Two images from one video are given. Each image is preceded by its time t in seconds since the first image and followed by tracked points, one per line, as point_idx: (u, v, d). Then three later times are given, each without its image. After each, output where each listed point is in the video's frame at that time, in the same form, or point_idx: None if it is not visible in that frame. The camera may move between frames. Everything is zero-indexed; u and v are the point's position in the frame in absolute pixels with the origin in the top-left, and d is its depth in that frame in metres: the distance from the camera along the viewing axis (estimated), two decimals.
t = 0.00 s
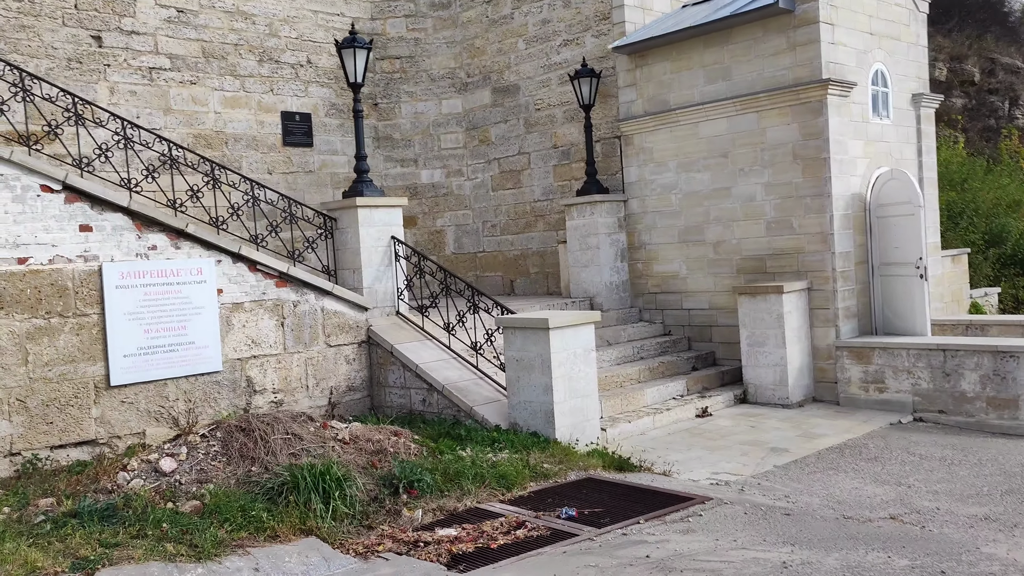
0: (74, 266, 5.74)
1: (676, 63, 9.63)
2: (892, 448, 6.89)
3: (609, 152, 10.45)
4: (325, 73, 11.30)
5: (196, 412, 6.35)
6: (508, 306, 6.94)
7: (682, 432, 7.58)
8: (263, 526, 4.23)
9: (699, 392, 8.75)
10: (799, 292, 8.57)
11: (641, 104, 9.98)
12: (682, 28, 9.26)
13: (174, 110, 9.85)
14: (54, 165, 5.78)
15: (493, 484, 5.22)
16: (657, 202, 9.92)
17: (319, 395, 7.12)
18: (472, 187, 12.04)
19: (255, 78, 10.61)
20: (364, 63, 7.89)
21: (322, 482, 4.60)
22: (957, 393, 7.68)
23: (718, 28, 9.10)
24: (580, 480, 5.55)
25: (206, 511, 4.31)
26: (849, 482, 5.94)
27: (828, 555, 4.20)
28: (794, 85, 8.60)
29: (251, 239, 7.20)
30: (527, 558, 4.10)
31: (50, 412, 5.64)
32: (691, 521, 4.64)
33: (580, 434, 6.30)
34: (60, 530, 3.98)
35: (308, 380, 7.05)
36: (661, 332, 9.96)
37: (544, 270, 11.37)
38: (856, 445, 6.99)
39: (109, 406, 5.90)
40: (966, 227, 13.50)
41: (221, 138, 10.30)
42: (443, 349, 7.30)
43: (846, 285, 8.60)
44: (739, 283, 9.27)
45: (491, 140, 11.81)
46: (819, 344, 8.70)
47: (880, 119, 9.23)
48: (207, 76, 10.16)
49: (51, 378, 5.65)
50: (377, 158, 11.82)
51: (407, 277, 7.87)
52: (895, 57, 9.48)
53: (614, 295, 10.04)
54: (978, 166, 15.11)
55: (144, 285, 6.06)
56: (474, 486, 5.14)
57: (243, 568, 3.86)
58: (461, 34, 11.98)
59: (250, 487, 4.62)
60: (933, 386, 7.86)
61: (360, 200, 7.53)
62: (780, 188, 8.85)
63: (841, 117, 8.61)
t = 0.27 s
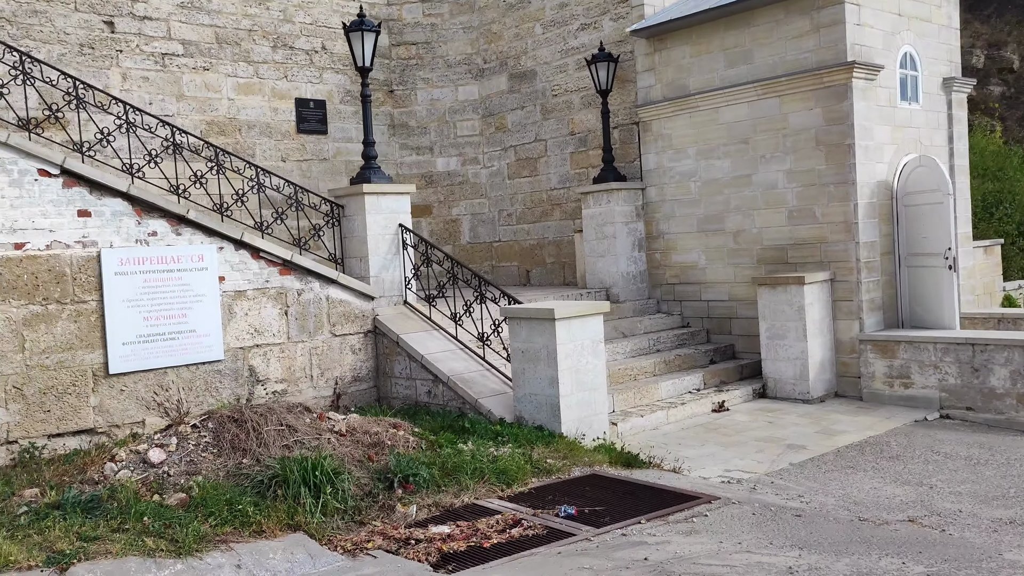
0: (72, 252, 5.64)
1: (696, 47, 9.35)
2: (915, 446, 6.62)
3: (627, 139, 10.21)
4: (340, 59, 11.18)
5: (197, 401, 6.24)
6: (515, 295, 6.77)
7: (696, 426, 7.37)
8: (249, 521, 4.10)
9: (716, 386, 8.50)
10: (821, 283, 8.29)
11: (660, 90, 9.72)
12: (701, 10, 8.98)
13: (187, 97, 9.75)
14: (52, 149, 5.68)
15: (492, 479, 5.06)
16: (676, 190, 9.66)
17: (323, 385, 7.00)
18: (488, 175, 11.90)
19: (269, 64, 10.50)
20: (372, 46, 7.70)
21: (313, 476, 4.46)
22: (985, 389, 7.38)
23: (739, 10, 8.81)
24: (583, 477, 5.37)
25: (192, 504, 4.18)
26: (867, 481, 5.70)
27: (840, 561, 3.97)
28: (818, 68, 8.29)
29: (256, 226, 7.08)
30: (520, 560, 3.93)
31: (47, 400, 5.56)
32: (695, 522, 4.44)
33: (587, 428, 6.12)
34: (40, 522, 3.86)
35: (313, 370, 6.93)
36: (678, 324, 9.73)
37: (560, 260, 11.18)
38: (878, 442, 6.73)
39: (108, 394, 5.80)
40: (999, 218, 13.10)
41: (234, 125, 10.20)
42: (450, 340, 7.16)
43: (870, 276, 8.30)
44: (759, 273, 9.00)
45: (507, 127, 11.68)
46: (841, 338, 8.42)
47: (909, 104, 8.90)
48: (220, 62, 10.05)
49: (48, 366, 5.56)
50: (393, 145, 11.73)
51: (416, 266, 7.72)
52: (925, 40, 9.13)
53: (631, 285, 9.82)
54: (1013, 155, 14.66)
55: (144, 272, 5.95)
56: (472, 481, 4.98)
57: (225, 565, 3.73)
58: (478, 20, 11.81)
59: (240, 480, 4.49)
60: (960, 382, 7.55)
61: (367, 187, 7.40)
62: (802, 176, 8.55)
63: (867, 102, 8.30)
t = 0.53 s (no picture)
0: (64, 244, 5.55)
1: (708, 32, 9.12)
2: (931, 442, 6.41)
3: (638, 127, 9.99)
4: (347, 48, 11.06)
5: (194, 395, 6.16)
6: (518, 288, 6.62)
7: (706, 422, 7.19)
8: (234, 520, 3.98)
9: (727, 379, 8.32)
10: (836, 275, 8.06)
11: (671, 76, 9.50)
12: None
13: (191, 87, 9.68)
14: (44, 139, 5.58)
15: (489, 477, 4.92)
16: (687, 179, 9.45)
17: (324, 379, 6.89)
18: (498, 165, 11.74)
19: (275, 53, 10.39)
20: (374, 34, 7.56)
21: (302, 474, 4.34)
22: (1005, 384, 7.15)
23: None
24: (584, 475, 5.22)
25: (177, 503, 4.08)
26: (879, 479, 5.51)
27: (846, 566, 3.79)
28: (833, 53, 8.05)
29: (255, 217, 6.97)
30: (512, 563, 3.78)
31: (40, 395, 5.49)
32: (696, 523, 4.28)
33: (590, 424, 5.96)
34: (19, 521, 3.77)
35: (313, 364, 6.82)
36: (690, 316, 9.53)
37: (570, 251, 11.01)
38: (892, 438, 6.52)
39: (103, 389, 5.73)
40: None
41: (239, 116, 10.12)
42: (453, 333, 7.02)
43: (887, 267, 8.06)
44: (772, 265, 8.78)
45: (517, 116, 11.49)
46: (857, 331, 8.19)
47: (928, 90, 8.63)
48: (225, 51, 9.96)
49: (41, 360, 5.49)
50: (401, 135, 11.60)
51: (419, 258, 7.59)
52: (946, 23, 8.84)
53: (641, 277, 9.64)
54: None
55: (139, 264, 5.86)
56: (468, 480, 4.84)
57: (206, 566, 3.61)
58: (487, 7, 11.64)
59: (228, 477, 4.39)
60: (979, 377, 7.32)
61: (369, 177, 7.26)
62: (816, 164, 8.32)
63: (884, 88, 8.04)
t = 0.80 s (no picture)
0: (47, 242, 5.44)
1: (713, 31, 8.95)
2: (938, 451, 6.20)
3: (642, 128, 9.82)
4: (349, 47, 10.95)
5: (181, 398, 6.03)
6: (514, 289, 6.46)
7: (707, 429, 7.00)
8: (206, 528, 3.84)
9: (730, 385, 8.12)
10: (843, 278, 7.86)
11: (675, 76, 9.33)
12: None
13: (190, 86, 9.59)
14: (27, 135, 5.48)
15: (477, 484, 4.75)
16: (692, 180, 9.27)
17: (316, 383, 6.75)
18: (501, 166, 11.61)
19: (276, 52, 10.29)
20: (370, 30, 7.39)
21: (280, 480, 4.20)
22: (1016, 391, 6.93)
23: None
24: (576, 482, 5.04)
25: (148, 510, 3.95)
26: (883, 489, 5.32)
27: None
28: (840, 51, 7.86)
29: (247, 216, 6.85)
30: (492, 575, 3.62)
31: (21, 396, 5.37)
32: (688, 535, 4.10)
33: (585, 430, 5.79)
34: None
35: (304, 367, 6.68)
36: (694, 320, 9.34)
37: (573, 254, 10.84)
38: (898, 447, 6.32)
39: (86, 390, 5.61)
40: None
41: (239, 115, 10.02)
42: (448, 335, 6.86)
43: (895, 270, 7.85)
44: (778, 268, 8.59)
45: (521, 116, 11.34)
46: (864, 336, 7.98)
47: (938, 89, 8.42)
48: (224, 50, 9.86)
49: (22, 360, 5.37)
50: (404, 136, 11.48)
51: (415, 259, 7.44)
52: (956, 21, 8.63)
53: (644, 280, 9.46)
54: None
55: (124, 264, 5.74)
56: (455, 487, 4.68)
57: None
58: (491, 7, 11.52)
59: (204, 483, 4.25)
60: (990, 384, 7.11)
61: (364, 176, 7.12)
62: (823, 165, 8.12)
63: (892, 87, 7.85)
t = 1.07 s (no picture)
0: (31, 246, 5.30)
1: (723, 31, 8.73)
2: (953, 468, 5.95)
3: (650, 131, 9.59)
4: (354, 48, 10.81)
5: (169, 407, 5.87)
6: (513, 297, 6.27)
7: (713, 442, 6.78)
8: (176, 548, 3.67)
9: (739, 396, 7.88)
10: (855, 287, 7.62)
11: (684, 78, 9.11)
12: None
13: (191, 88, 9.50)
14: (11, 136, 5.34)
15: (467, 502, 4.56)
16: (701, 185, 9.04)
17: (310, 392, 6.58)
18: (509, 170, 11.43)
19: (279, 54, 10.17)
20: (370, 30, 7.23)
21: (258, 498, 4.02)
22: None
23: None
24: (571, 500, 4.84)
25: (118, 528, 3.79)
26: (893, 509, 5.07)
27: None
28: (853, 53, 7.62)
29: (241, 221, 6.70)
30: None
31: (3, 405, 5.23)
32: (684, 559, 3.89)
33: (584, 444, 5.58)
34: None
35: (298, 376, 6.50)
36: (703, 329, 9.11)
37: (581, 260, 10.63)
38: (910, 463, 6.07)
39: (70, 399, 5.46)
40: None
41: (241, 117, 9.90)
42: (446, 344, 6.68)
43: (910, 279, 7.59)
44: (789, 275, 8.34)
45: (528, 119, 11.15)
46: (877, 347, 7.72)
47: (955, 92, 8.16)
48: (226, 51, 9.76)
49: (4, 368, 5.23)
50: (410, 139, 11.32)
51: (414, 265, 7.27)
52: (975, 22, 8.37)
53: (652, 287, 9.23)
54: None
55: (111, 269, 5.59)
56: (443, 504, 4.49)
57: None
58: (499, 8, 11.35)
59: (179, 499, 4.09)
60: (1008, 397, 6.84)
61: (361, 180, 6.95)
62: (835, 170, 7.88)
63: (907, 89, 7.60)
